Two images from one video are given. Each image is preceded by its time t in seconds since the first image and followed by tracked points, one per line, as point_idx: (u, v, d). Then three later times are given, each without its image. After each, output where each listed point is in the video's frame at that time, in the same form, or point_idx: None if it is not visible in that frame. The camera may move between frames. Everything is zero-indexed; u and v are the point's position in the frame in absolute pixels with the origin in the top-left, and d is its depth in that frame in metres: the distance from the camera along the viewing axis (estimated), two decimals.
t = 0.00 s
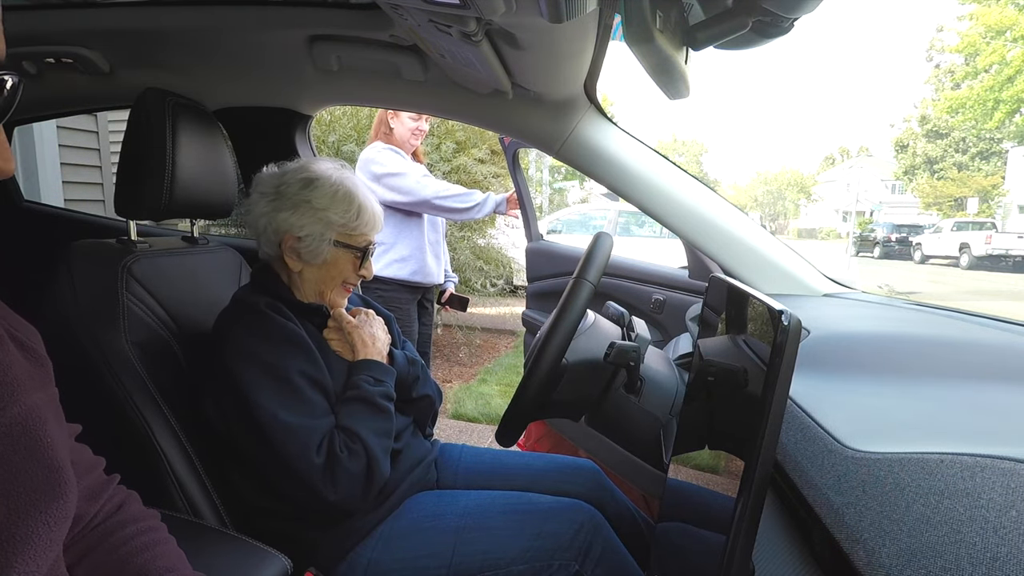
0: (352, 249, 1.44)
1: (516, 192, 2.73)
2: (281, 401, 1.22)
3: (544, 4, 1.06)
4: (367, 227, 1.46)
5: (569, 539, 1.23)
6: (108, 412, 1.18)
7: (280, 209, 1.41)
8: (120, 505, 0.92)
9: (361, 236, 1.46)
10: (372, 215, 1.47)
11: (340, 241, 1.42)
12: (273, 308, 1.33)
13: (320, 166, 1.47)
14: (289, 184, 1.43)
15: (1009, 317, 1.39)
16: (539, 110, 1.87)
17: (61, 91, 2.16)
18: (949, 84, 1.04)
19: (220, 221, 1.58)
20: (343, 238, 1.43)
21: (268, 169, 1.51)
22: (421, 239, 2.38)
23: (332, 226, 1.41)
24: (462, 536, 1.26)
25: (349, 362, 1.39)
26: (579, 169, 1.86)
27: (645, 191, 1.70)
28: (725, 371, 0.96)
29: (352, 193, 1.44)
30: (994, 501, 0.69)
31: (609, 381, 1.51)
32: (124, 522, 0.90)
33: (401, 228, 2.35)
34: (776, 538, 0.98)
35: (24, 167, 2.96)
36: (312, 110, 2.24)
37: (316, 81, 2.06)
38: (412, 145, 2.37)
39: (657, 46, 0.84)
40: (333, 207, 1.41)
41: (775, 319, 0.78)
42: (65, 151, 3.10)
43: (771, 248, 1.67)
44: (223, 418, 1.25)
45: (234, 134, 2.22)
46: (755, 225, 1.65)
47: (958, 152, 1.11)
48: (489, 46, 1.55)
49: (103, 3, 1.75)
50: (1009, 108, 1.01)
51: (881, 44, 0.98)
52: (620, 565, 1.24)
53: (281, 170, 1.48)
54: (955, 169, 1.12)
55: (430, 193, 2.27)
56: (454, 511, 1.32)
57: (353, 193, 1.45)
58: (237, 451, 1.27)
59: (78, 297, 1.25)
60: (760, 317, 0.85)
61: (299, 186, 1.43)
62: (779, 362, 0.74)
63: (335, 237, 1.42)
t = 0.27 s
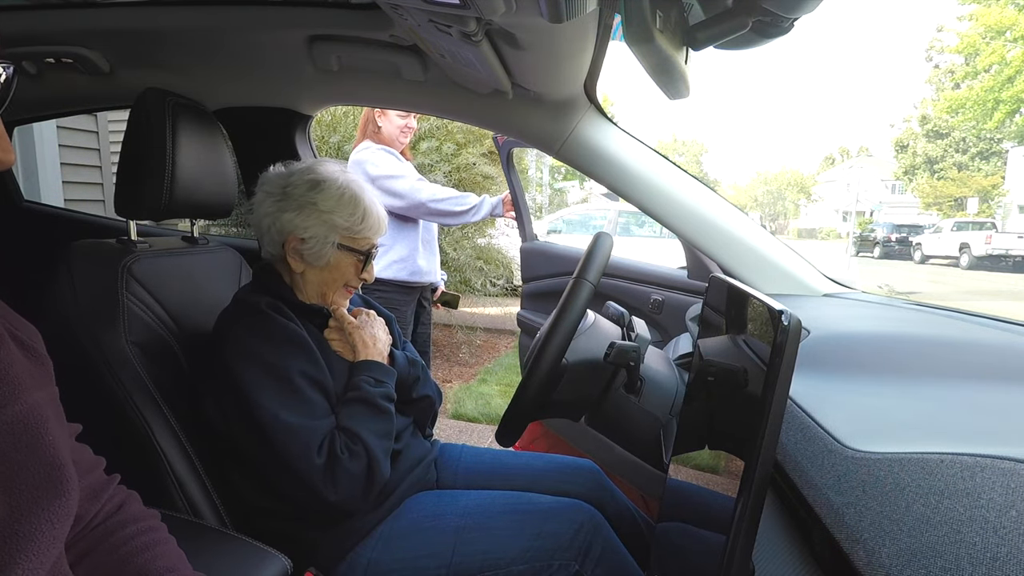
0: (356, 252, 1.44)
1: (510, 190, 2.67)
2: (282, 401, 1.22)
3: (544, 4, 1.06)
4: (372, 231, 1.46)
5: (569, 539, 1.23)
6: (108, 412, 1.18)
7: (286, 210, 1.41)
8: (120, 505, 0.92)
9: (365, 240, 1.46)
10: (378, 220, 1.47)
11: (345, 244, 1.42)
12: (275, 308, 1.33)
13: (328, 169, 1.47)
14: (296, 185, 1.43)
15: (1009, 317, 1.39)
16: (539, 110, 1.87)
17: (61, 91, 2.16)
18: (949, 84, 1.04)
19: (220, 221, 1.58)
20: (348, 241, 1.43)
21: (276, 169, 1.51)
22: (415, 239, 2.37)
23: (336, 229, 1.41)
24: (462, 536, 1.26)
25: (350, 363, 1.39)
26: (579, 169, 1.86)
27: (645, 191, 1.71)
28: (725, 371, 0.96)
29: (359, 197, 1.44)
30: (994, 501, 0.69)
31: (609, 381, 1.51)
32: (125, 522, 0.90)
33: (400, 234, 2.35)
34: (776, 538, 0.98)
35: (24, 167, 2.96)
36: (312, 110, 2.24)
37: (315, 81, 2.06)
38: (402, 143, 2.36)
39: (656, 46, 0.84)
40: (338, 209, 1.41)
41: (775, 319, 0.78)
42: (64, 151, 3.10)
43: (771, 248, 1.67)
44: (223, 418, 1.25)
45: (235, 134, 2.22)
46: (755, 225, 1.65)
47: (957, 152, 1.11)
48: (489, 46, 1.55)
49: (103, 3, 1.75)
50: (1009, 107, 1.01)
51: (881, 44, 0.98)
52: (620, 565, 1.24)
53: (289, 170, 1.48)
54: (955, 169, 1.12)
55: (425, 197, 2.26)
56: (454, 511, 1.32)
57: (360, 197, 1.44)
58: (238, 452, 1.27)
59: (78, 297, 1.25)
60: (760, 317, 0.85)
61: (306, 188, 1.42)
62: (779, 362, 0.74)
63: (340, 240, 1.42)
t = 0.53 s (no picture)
0: (357, 254, 1.44)
1: (485, 189, 2.68)
2: (283, 401, 1.22)
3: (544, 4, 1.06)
4: (373, 232, 1.46)
5: (569, 539, 1.23)
6: (108, 412, 1.18)
7: (287, 209, 1.41)
8: (120, 505, 0.92)
9: (367, 241, 1.46)
10: (379, 222, 1.47)
11: (346, 245, 1.42)
12: (275, 308, 1.33)
13: (330, 169, 1.46)
14: (298, 185, 1.43)
15: (1008, 317, 1.40)
16: (539, 110, 1.87)
17: (61, 91, 2.16)
18: (949, 84, 1.04)
19: (220, 221, 1.58)
20: (349, 242, 1.43)
21: (279, 168, 1.51)
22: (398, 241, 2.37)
23: (338, 230, 1.41)
24: (462, 536, 1.26)
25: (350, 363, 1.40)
26: (579, 169, 1.86)
27: (645, 191, 1.71)
28: (725, 371, 0.96)
29: (360, 198, 1.44)
30: (994, 501, 0.69)
31: (609, 381, 1.51)
32: (126, 522, 0.90)
33: (382, 240, 2.35)
34: (776, 539, 0.99)
35: (24, 167, 2.96)
36: (312, 110, 2.24)
37: (315, 81, 2.06)
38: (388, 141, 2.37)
39: (656, 46, 0.84)
40: (340, 210, 1.41)
41: (775, 319, 0.78)
42: (65, 151, 3.10)
43: (771, 248, 1.67)
44: (223, 418, 1.25)
45: (234, 134, 2.22)
46: (755, 224, 1.65)
47: (957, 152, 1.11)
48: (489, 46, 1.55)
49: (103, 3, 1.75)
50: (1009, 108, 1.02)
51: (881, 43, 0.98)
52: (620, 565, 1.24)
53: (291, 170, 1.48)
54: (955, 169, 1.12)
55: (398, 205, 2.27)
56: (454, 511, 1.32)
57: (361, 198, 1.44)
58: (237, 452, 1.27)
59: (78, 297, 1.25)
60: (760, 318, 0.85)
61: (308, 188, 1.42)
62: (779, 362, 0.74)
63: (341, 241, 1.42)
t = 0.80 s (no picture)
0: (357, 253, 1.44)
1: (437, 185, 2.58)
2: (283, 402, 1.22)
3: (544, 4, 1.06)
4: (373, 232, 1.46)
5: (569, 539, 1.23)
6: (108, 412, 1.18)
7: (287, 209, 1.41)
8: (121, 506, 0.92)
9: (367, 241, 1.45)
10: (379, 222, 1.46)
11: (346, 245, 1.42)
12: (274, 308, 1.33)
13: (330, 169, 1.46)
14: (298, 185, 1.43)
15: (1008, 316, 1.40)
16: (539, 110, 1.87)
17: (61, 91, 2.16)
18: (949, 84, 1.04)
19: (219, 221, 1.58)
20: (348, 242, 1.42)
21: (279, 169, 1.51)
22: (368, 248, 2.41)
23: (338, 229, 1.40)
24: (462, 536, 1.26)
25: (350, 363, 1.40)
26: (579, 170, 1.88)
27: (645, 191, 1.75)
28: (725, 371, 0.96)
29: (360, 197, 1.44)
30: (994, 501, 0.69)
31: (609, 380, 1.50)
32: (126, 522, 0.90)
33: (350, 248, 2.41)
34: (776, 539, 0.99)
35: (24, 167, 2.96)
36: (312, 110, 2.24)
37: (315, 81, 2.06)
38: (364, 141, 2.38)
39: (656, 46, 0.83)
40: (339, 210, 1.40)
41: (775, 319, 0.77)
42: (65, 151, 3.10)
43: (771, 248, 1.70)
44: (223, 418, 1.25)
45: (234, 134, 2.22)
46: (754, 225, 1.69)
47: (958, 152, 1.11)
48: (489, 46, 1.55)
49: (103, 3, 1.75)
50: (1009, 108, 1.02)
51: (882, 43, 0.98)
52: (620, 565, 1.24)
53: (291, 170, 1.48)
54: (955, 169, 1.13)
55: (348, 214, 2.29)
56: (454, 511, 1.33)
57: (361, 198, 1.44)
58: (238, 452, 1.27)
59: (78, 297, 1.25)
60: (760, 318, 0.85)
61: (307, 188, 1.42)
62: (779, 362, 0.74)
63: (341, 240, 1.42)
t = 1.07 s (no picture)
0: (356, 254, 1.44)
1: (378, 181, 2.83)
2: (283, 402, 1.22)
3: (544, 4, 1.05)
4: (372, 232, 1.46)
5: (569, 539, 1.23)
6: (108, 412, 1.18)
7: (286, 210, 1.41)
8: (121, 506, 0.92)
9: (366, 241, 1.45)
10: (378, 222, 1.47)
11: (345, 246, 1.42)
12: (275, 308, 1.33)
13: (329, 170, 1.46)
14: (297, 186, 1.43)
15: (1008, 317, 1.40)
16: (539, 110, 1.87)
17: (61, 91, 2.16)
18: (950, 84, 1.03)
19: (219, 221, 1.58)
20: (348, 243, 1.42)
21: (277, 169, 1.51)
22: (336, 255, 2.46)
23: (337, 230, 1.40)
24: (462, 536, 1.26)
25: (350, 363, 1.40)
26: (579, 169, 1.88)
27: (645, 192, 1.77)
28: (725, 371, 0.96)
29: (359, 198, 1.44)
30: (994, 501, 0.69)
31: (608, 380, 1.50)
32: (126, 522, 0.90)
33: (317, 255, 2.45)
34: (776, 539, 0.99)
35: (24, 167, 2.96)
36: (312, 110, 2.24)
37: (315, 81, 2.06)
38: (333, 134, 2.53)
39: (656, 46, 0.83)
40: (338, 211, 1.41)
41: (776, 319, 0.77)
42: (64, 151, 3.09)
43: (771, 247, 1.72)
44: (223, 418, 1.25)
45: (234, 134, 2.22)
46: (755, 225, 1.72)
47: (958, 152, 1.11)
48: (489, 46, 1.55)
49: (104, 3, 1.75)
50: (1009, 108, 1.01)
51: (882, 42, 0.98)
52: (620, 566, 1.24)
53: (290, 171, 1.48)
54: (955, 169, 1.13)
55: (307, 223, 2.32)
56: (454, 511, 1.33)
57: (361, 198, 1.44)
58: (238, 452, 1.27)
59: (78, 297, 1.25)
60: (760, 318, 0.85)
61: (306, 189, 1.42)
62: (779, 362, 0.74)
63: (340, 241, 1.42)
